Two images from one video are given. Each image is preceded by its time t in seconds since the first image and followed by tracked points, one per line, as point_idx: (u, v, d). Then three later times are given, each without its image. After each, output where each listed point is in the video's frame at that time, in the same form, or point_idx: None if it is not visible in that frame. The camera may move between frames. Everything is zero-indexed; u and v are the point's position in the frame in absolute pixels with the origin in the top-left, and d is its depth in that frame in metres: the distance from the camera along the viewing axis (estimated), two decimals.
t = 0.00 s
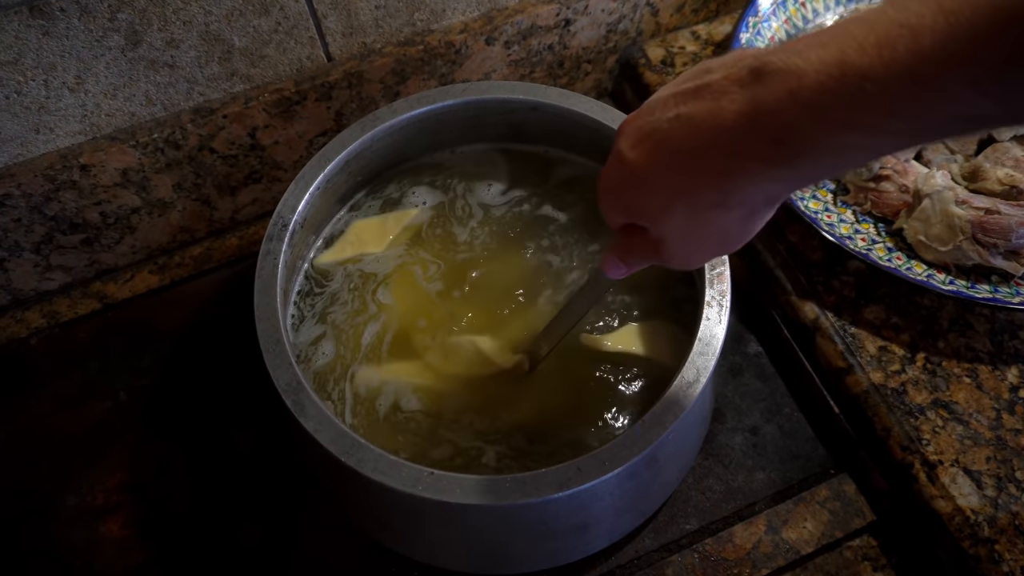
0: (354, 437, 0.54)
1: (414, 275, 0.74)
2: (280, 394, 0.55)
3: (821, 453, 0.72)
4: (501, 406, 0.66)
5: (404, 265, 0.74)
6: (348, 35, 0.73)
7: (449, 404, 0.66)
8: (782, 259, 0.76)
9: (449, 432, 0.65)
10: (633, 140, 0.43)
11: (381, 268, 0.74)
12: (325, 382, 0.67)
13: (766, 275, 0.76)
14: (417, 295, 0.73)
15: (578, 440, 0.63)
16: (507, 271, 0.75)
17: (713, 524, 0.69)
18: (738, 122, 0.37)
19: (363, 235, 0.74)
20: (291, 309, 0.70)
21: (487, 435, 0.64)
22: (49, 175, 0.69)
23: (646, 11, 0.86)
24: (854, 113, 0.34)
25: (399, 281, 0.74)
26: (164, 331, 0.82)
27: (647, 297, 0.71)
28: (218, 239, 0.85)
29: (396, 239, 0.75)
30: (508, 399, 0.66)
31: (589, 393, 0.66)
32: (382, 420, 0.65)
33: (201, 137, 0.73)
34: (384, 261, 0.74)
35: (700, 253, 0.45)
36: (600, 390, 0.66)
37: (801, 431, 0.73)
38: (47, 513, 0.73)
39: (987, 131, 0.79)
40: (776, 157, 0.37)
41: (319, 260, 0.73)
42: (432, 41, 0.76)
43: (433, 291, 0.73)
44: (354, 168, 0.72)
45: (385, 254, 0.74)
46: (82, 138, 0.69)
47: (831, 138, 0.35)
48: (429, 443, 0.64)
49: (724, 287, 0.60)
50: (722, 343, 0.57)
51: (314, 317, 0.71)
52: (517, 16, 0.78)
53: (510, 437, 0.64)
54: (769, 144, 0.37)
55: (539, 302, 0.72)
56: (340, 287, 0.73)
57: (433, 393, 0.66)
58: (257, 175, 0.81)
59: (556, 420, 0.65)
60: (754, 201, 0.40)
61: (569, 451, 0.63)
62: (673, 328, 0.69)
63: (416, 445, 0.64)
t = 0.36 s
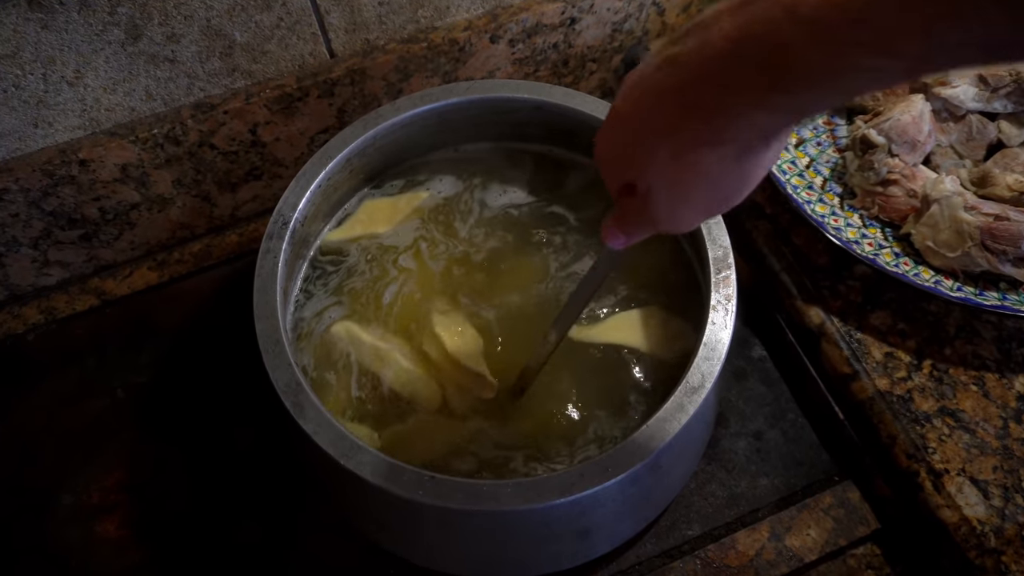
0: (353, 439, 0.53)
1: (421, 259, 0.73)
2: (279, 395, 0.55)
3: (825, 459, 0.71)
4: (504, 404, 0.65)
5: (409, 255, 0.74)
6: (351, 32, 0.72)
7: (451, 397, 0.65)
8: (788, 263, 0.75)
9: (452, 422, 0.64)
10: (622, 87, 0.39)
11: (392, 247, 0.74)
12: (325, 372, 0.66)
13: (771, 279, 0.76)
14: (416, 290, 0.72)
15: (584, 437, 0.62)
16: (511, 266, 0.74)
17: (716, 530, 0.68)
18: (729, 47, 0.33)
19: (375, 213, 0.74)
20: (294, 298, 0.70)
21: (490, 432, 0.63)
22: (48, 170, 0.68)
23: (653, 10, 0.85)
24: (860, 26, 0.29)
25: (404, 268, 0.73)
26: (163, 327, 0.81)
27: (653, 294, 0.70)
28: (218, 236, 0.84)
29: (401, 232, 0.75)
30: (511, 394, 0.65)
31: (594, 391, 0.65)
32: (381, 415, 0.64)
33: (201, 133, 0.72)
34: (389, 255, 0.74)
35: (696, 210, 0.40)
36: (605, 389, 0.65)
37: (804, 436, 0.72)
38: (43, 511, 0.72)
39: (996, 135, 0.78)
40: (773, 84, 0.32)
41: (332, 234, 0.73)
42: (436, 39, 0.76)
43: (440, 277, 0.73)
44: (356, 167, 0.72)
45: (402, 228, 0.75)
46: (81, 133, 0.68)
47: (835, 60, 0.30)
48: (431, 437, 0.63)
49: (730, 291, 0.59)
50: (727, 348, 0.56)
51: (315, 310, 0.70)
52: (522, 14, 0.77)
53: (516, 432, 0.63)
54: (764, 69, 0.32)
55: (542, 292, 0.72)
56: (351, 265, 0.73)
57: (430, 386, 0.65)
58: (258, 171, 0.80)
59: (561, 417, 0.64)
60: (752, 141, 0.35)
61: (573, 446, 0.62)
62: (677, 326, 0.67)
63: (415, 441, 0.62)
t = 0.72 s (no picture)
0: (355, 444, 0.52)
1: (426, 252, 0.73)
2: (281, 398, 0.54)
3: (830, 462, 0.70)
4: (508, 400, 0.64)
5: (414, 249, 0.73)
6: (354, 29, 0.71)
7: (451, 389, 0.62)
8: (795, 265, 0.74)
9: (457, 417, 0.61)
10: None
11: (399, 238, 0.73)
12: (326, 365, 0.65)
13: (778, 280, 0.75)
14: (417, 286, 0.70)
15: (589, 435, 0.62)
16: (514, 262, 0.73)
17: (720, 533, 0.67)
18: None
19: (382, 205, 0.73)
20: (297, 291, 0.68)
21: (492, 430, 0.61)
22: (46, 168, 0.67)
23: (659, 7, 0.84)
24: None
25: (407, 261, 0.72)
26: (163, 326, 0.80)
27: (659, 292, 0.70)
28: (218, 235, 0.84)
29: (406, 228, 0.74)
30: (515, 392, 0.64)
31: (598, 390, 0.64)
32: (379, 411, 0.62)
33: (202, 131, 0.71)
34: (393, 251, 0.73)
35: (772, 76, 0.38)
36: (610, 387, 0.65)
37: (810, 439, 0.71)
38: (41, 512, 0.71)
39: (1008, 136, 0.77)
40: None
41: (337, 227, 0.72)
42: (440, 36, 0.75)
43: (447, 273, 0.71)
44: (358, 166, 0.71)
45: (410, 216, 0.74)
46: (80, 130, 0.67)
47: None
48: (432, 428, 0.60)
49: (738, 294, 0.58)
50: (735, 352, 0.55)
51: (317, 304, 0.69)
52: (527, 10, 0.76)
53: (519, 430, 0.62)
54: None
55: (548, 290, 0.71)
56: (358, 257, 0.72)
57: (431, 380, 0.63)
58: (259, 169, 0.79)
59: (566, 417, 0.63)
60: None
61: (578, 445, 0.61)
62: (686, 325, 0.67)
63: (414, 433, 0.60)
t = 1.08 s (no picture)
0: (361, 450, 0.51)
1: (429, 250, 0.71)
2: (284, 404, 0.53)
3: (838, 464, 0.69)
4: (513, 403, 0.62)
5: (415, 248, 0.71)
6: (355, 26, 0.70)
7: (458, 389, 0.62)
8: (802, 265, 0.73)
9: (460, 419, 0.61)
10: None
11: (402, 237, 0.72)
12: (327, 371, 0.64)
13: (785, 280, 0.74)
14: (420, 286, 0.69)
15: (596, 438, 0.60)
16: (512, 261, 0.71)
17: (728, 537, 0.66)
18: None
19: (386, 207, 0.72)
20: (298, 289, 0.67)
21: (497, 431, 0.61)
22: (42, 169, 0.66)
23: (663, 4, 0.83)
24: None
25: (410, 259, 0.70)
26: (162, 328, 0.79)
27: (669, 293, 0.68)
28: (217, 235, 0.83)
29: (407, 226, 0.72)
30: (520, 394, 0.63)
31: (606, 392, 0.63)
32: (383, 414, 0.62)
33: (201, 130, 0.70)
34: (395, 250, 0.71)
35: None
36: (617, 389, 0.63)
37: (818, 441, 0.71)
38: (40, 517, 0.70)
39: (1017, 133, 0.77)
40: None
41: (346, 220, 0.72)
42: (442, 33, 0.74)
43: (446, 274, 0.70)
44: (361, 165, 0.70)
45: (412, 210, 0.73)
46: (76, 130, 0.66)
47: None
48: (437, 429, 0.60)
49: (747, 296, 0.58)
50: (745, 355, 0.55)
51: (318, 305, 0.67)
52: (531, 8, 0.75)
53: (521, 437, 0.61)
54: None
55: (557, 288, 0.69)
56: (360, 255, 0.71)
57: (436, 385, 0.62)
58: (259, 169, 0.78)
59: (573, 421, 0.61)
60: None
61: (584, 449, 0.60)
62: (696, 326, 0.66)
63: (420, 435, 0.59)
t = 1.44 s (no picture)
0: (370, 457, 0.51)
1: (439, 254, 0.70)
2: (293, 409, 0.53)
3: (848, 473, 0.69)
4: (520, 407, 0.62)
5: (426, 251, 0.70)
6: (366, 27, 0.69)
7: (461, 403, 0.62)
8: (813, 272, 0.73)
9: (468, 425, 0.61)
10: None
11: (410, 239, 0.71)
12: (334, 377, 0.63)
13: (796, 287, 0.74)
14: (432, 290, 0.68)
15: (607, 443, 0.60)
16: (519, 267, 0.70)
17: (736, 545, 0.66)
18: None
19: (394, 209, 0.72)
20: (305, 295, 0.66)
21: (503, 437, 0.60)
22: (51, 168, 0.66)
23: (675, 7, 0.82)
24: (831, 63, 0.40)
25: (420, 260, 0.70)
26: (169, 327, 0.79)
27: (681, 296, 0.68)
28: (225, 235, 0.82)
29: (416, 228, 0.71)
30: (525, 404, 0.62)
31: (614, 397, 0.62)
32: (391, 419, 0.61)
33: (210, 131, 0.70)
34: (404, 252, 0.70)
35: None
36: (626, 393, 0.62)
37: (827, 449, 0.70)
38: (46, 516, 0.70)
39: None
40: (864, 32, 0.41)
41: (357, 221, 0.72)
42: (453, 35, 0.73)
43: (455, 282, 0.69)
44: (372, 168, 0.69)
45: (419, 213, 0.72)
46: (86, 129, 0.66)
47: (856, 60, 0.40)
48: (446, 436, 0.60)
49: (760, 305, 0.57)
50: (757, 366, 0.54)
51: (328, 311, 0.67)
52: (542, 10, 0.75)
53: (529, 444, 0.60)
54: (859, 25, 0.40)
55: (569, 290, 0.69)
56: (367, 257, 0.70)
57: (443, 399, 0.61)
58: (268, 170, 0.77)
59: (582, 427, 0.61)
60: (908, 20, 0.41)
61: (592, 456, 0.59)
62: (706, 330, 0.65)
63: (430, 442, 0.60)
